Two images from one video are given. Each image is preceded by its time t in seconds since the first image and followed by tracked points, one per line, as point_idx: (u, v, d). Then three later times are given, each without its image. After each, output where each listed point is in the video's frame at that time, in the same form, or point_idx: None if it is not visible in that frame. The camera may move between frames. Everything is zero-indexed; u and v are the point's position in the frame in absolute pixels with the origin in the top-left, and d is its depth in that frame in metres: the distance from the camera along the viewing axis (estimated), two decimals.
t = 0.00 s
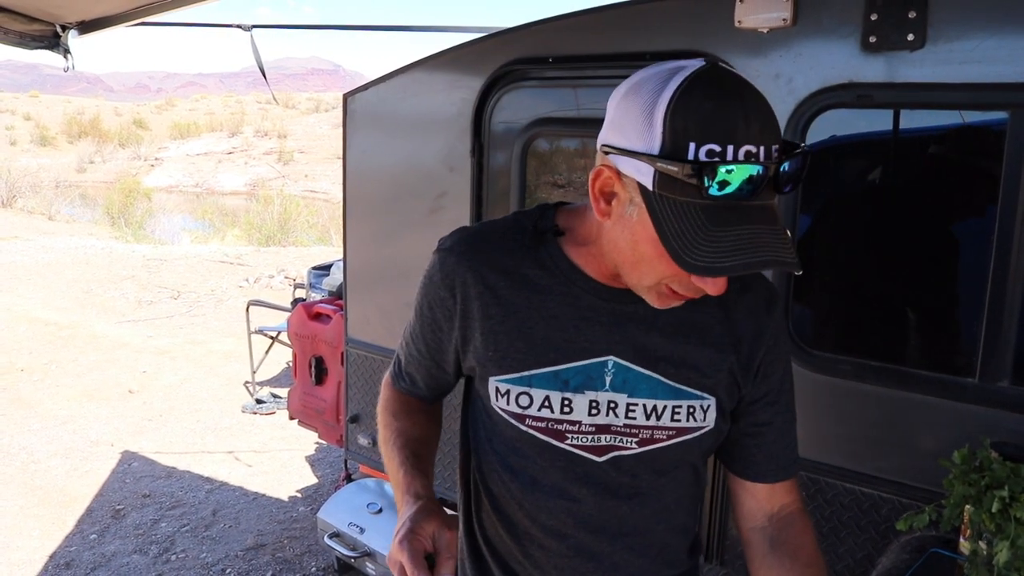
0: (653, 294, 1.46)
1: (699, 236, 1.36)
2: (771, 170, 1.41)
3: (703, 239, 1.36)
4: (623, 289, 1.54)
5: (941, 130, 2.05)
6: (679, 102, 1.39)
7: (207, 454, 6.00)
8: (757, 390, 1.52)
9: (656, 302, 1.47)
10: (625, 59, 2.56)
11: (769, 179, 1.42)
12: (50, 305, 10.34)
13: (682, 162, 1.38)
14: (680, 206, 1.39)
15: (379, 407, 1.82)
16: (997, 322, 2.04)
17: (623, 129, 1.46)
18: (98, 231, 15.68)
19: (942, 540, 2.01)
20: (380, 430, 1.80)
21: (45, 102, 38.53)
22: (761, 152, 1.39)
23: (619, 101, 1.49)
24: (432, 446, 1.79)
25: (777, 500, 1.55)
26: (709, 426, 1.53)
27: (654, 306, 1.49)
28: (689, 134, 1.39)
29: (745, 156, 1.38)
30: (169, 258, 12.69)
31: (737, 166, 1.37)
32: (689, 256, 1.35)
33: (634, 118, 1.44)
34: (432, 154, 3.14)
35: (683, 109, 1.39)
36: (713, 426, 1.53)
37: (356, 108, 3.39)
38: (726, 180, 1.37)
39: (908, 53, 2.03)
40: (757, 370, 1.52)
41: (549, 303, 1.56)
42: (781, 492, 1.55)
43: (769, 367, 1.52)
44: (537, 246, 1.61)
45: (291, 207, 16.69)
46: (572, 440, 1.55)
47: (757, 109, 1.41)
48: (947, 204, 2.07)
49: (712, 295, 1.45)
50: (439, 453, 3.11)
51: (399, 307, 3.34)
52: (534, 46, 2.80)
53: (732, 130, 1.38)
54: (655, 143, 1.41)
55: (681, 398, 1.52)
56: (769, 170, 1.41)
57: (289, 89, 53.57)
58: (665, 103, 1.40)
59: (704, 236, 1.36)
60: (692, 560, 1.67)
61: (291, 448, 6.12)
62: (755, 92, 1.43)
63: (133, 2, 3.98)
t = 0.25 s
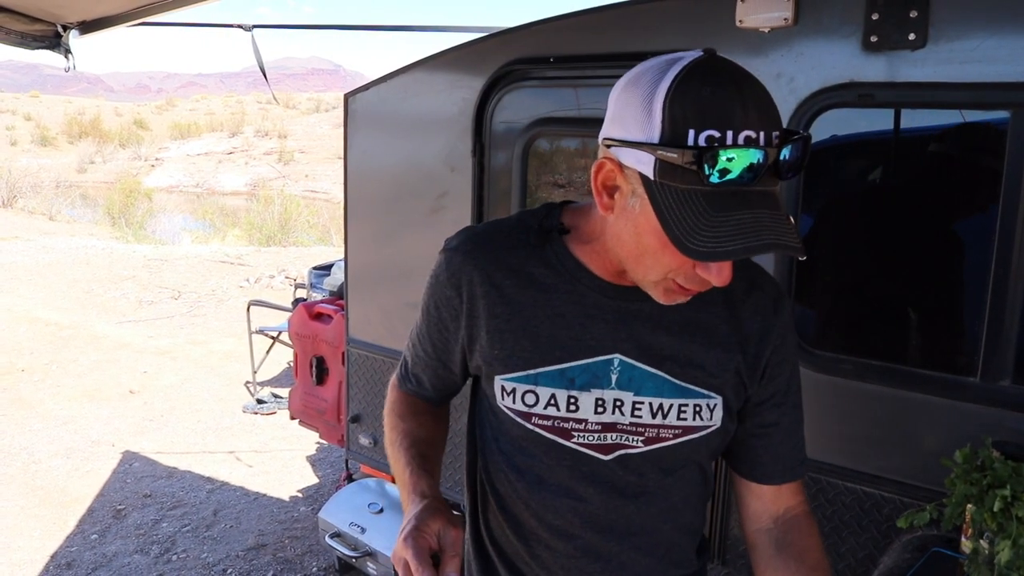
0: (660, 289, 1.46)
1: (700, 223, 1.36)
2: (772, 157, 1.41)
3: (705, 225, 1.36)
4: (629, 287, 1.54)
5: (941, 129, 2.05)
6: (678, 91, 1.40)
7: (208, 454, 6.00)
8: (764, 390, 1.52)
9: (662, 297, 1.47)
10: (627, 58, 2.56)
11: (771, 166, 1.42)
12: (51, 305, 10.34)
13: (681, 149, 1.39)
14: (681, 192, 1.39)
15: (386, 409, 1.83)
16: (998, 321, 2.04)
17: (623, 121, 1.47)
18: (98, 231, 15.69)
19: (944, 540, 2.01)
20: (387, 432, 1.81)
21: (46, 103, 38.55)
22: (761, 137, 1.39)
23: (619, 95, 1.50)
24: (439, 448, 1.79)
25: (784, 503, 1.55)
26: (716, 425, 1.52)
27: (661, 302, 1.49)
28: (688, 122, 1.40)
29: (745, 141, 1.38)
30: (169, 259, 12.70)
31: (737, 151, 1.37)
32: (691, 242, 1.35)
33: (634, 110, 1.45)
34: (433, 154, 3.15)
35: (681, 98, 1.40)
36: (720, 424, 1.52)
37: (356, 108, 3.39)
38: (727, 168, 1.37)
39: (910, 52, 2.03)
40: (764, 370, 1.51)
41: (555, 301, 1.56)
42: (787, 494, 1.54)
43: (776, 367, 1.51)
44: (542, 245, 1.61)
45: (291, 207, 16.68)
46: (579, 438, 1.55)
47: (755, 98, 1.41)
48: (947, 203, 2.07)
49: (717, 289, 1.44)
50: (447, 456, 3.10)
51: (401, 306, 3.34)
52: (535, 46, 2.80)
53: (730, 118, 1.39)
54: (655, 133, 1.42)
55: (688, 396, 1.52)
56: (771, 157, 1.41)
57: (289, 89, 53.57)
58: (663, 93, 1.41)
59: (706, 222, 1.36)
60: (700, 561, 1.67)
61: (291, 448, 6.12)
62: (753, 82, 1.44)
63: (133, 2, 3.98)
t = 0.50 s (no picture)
0: (662, 285, 1.46)
1: (699, 217, 1.37)
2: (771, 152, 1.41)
3: (704, 219, 1.36)
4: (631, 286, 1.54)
5: (941, 127, 2.06)
6: (677, 87, 1.41)
7: (209, 454, 6.00)
8: (767, 389, 1.52)
9: (664, 292, 1.48)
10: (626, 57, 2.56)
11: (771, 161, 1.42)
12: (51, 305, 10.35)
13: (681, 144, 1.39)
14: (679, 186, 1.39)
15: (388, 409, 1.83)
16: (997, 320, 2.04)
17: (623, 117, 1.47)
18: (98, 231, 15.71)
19: (944, 538, 2.02)
20: (390, 432, 1.81)
21: (46, 104, 38.56)
22: (760, 133, 1.39)
23: (619, 91, 1.50)
24: (442, 447, 1.79)
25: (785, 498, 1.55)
26: (717, 423, 1.52)
27: (664, 298, 1.50)
28: (687, 117, 1.40)
29: (744, 136, 1.38)
30: (170, 259, 12.71)
31: (736, 146, 1.37)
32: (690, 236, 1.35)
33: (633, 106, 1.45)
34: (433, 154, 3.15)
35: (681, 94, 1.41)
36: (721, 424, 1.52)
37: (356, 108, 3.39)
38: (726, 164, 1.37)
39: (908, 51, 2.03)
40: (766, 369, 1.51)
41: (556, 300, 1.56)
42: (788, 490, 1.55)
43: (778, 367, 1.51)
44: (544, 244, 1.61)
45: (291, 207, 16.69)
46: (580, 437, 1.55)
47: (754, 92, 1.42)
48: (947, 201, 2.07)
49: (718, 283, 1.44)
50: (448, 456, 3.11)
51: (401, 306, 3.34)
52: (534, 46, 2.81)
53: (730, 112, 1.39)
54: (654, 128, 1.42)
55: (690, 395, 1.52)
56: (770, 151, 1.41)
57: (289, 89, 53.58)
58: (662, 88, 1.42)
59: (705, 216, 1.37)
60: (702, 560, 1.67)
61: (292, 448, 6.12)
62: (753, 77, 1.44)
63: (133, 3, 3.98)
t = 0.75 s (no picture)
0: (663, 283, 1.47)
1: (695, 219, 1.37)
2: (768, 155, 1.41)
3: (700, 221, 1.37)
4: (631, 285, 1.54)
5: (941, 128, 2.06)
6: (675, 89, 1.41)
7: (208, 454, 6.00)
8: (767, 389, 1.52)
9: (663, 291, 1.49)
10: (627, 58, 2.56)
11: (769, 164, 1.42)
12: (51, 305, 10.34)
13: (678, 147, 1.40)
14: (677, 188, 1.40)
15: (391, 410, 1.83)
16: (997, 321, 2.04)
17: (622, 118, 1.48)
18: (98, 230, 15.70)
19: (943, 540, 2.00)
20: (392, 431, 1.81)
21: (47, 103, 38.56)
22: (758, 135, 1.39)
23: (617, 93, 1.51)
24: (444, 447, 1.80)
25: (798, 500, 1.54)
26: (717, 422, 1.53)
27: (665, 296, 1.51)
28: (685, 119, 1.40)
29: (741, 139, 1.38)
30: (170, 258, 12.70)
31: (734, 148, 1.37)
32: (686, 238, 1.36)
33: (632, 108, 1.46)
34: (434, 155, 3.15)
35: (679, 95, 1.41)
36: (721, 422, 1.52)
37: (357, 108, 3.39)
38: (725, 165, 1.37)
39: (909, 52, 2.03)
40: (766, 369, 1.51)
41: (555, 299, 1.57)
42: (800, 492, 1.54)
43: (780, 367, 1.51)
44: (544, 244, 1.61)
45: (291, 207, 16.70)
46: (580, 435, 1.56)
47: (752, 94, 1.42)
48: (947, 202, 2.07)
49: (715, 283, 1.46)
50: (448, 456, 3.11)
51: (401, 306, 3.34)
52: (536, 46, 2.81)
53: (727, 114, 1.40)
54: (652, 130, 1.43)
55: (689, 394, 1.52)
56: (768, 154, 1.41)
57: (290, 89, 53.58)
58: (660, 90, 1.43)
59: (701, 218, 1.37)
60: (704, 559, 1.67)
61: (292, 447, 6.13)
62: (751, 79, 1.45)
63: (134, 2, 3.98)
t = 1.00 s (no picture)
0: (655, 282, 1.46)
1: (685, 216, 1.38)
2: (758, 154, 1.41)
3: (690, 219, 1.37)
4: (626, 281, 1.54)
5: (940, 127, 2.06)
6: (665, 89, 1.42)
7: (209, 454, 6.01)
8: (764, 386, 1.52)
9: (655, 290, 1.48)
10: (626, 57, 2.56)
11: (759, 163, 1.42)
12: (51, 305, 10.35)
13: (668, 146, 1.40)
14: (666, 186, 1.41)
15: (390, 406, 1.83)
16: (997, 320, 2.04)
17: (613, 118, 1.49)
18: (99, 231, 15.71)
19: (944, 538, 2.00)
20: (391, 428, 1.81)
21: (47, 104, 38.60)
22: (747, 134, 1.39)
23: (610, 92, 1.52)
24: (442, 446, 1.80)
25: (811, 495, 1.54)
26: (714, 419, 1.53)
27: (657, 295, 1.50)
28: (674, 119, 1.41)
29: (731, 138, 1.39)
30: (170, 259, 12.71)
31: (722, 148, 1.37)
32: (674, 236, 1.36)
33: (624, 107, 1.47)
34: (433, 154, 3.15)
35: (669, 95, 1.42)
36: (718, 419, 1.53)
37: (357, 108, 3.39)
38: (714, 164, 1.38)
39: (908, 51, 2.03)
40: (763, 366, 1.51)
41: (551, 296, 1.57)
42: (811, 488, 1.54)
43: (780, 364, 1.50)
44: (541, 242, 1.62)
45: (292, 207, 16.70)
46: (575, 432, 1.56)
47: (743, 93, 1.43)
48: (946, 200, 2.07)
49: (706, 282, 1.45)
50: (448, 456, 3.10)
51: (401, 306, 3.34)
52: (535, 46, 2.81)
53: (717, 113, 1.40)
54: (643, 129, 1.44)
55: (685, 391, 1.52)
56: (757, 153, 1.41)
57: (289, 89, 53.59)
58: (651, 89, 1.43)
59: (691, 216, 1.37)
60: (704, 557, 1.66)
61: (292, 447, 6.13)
62: (743, 78, 1.45)
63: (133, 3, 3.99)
